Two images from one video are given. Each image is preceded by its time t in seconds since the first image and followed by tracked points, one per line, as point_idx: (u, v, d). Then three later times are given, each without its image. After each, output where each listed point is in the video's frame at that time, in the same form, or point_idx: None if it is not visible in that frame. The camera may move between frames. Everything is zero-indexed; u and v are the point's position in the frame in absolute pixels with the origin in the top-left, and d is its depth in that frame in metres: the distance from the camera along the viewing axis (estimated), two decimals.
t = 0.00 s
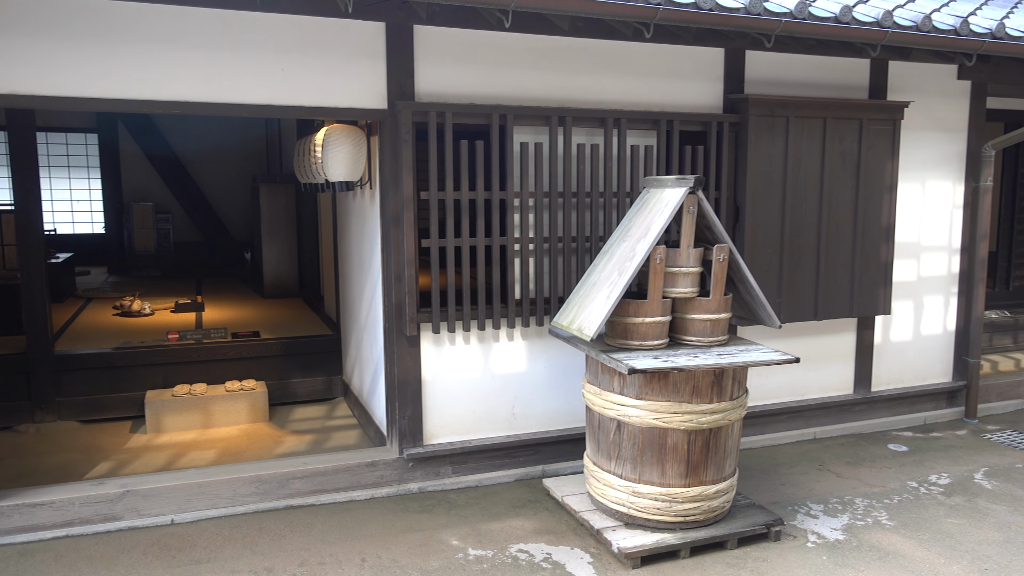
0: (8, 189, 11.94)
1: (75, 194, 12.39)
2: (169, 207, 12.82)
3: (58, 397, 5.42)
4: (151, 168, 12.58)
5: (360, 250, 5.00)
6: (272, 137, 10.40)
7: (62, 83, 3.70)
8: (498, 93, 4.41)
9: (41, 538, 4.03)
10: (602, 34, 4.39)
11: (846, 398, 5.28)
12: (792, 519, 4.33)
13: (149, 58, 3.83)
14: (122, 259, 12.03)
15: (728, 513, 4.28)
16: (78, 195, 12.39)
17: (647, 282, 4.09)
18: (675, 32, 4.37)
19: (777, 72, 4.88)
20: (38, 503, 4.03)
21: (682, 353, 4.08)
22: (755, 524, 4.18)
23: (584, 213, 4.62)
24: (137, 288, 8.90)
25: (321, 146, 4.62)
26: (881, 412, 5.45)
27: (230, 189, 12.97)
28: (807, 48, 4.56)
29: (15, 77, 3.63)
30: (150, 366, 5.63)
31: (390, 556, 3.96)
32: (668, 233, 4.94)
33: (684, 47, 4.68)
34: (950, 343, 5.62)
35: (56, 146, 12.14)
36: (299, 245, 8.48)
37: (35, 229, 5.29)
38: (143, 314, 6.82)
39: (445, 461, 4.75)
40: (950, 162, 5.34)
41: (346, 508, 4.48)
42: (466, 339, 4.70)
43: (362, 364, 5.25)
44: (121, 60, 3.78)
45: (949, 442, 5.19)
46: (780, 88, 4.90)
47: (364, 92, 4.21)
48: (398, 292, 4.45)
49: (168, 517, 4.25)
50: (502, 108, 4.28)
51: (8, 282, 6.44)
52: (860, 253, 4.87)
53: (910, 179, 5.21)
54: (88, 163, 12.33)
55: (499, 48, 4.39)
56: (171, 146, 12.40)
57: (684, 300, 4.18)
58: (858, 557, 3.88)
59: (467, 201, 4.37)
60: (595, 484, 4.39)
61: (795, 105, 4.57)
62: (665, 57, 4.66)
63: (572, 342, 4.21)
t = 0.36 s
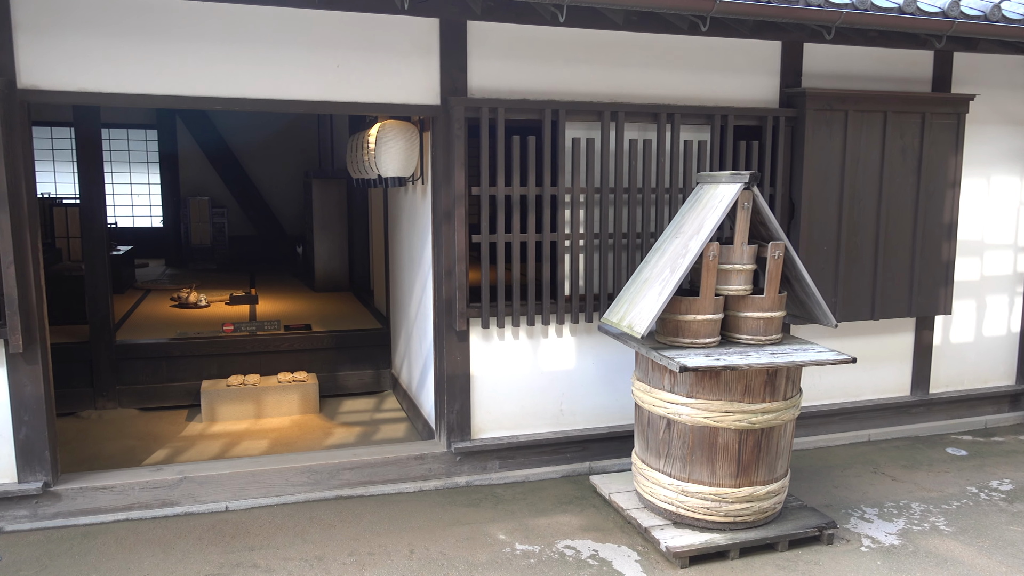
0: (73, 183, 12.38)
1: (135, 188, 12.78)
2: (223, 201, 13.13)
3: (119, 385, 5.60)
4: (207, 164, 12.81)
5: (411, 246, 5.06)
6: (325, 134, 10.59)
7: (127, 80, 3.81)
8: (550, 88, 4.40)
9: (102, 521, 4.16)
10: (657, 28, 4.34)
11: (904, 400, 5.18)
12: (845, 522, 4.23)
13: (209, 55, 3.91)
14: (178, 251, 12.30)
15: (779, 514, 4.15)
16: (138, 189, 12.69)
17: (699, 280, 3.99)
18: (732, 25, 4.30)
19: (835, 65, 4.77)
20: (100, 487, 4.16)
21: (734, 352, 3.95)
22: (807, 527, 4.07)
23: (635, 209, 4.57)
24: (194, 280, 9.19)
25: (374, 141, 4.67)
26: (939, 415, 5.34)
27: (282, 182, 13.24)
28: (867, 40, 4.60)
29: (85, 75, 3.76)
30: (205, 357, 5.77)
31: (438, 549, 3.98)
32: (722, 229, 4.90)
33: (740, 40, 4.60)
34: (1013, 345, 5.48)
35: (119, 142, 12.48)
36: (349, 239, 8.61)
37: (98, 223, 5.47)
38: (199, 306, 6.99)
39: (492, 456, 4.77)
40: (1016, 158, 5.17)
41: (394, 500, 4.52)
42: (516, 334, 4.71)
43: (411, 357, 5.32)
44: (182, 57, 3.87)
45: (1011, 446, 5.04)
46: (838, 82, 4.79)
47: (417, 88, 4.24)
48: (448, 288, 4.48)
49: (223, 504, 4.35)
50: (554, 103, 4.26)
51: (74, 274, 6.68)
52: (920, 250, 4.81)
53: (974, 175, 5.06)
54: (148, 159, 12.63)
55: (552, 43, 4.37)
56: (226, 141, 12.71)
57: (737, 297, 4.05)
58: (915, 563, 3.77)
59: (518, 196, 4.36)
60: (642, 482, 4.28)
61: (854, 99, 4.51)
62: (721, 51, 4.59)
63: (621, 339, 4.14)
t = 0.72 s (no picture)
0: (110, 178, 12.61)
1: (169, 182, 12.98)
2: (255, 196, 13.30)
3: (152, 376, 5.70)
4: (241, 159, 13.00)
5: (441, 242, 5.08)
6: (355, 130, 10.69)
7: (165, 75, 3.86)
8: (583, 84, 4.38)
9: (136, 509, 4.22)
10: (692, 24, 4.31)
11: (940, 402, 5.12)
12: (877, 525, 4.17)
13: (245, 50, 3.95)
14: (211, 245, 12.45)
15: (809, 516, 4.08)
16: (172, 183, 12.86)
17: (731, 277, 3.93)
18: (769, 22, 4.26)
19: (873, 61, 4.70)
20: (134, 476, 4.23)
21: (766, 351, 3.87)
22: (839, 529, 4.00)
23: (667, 207, 4.54)
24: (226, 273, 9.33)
25: (406, 137, 4.69)
26: (975, 418, 5.27)
27: (313, 178, 13.37)
28: (909, 38, 4.52)
29: (125, 70, 3.82)
30: (235, 349, 5.84)
31: (465, 544, 3.99)
32: (755, 228, 4.88)
33: (777, 36, 4.55)
34: None
35: (154, 137, 12.67)
36: (380, 235, 8.70)
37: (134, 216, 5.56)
38: (231, 300, 7.07)
39: (520, 452, 4.77)
40: None
41: (422, 494, 4.54)
42: (545, 330, 4.71)
43: (440, 352, 5.35)
44: (219, 53, 3.92)
45: None
46: (876, 79, 4.72)
47: (450, 84, 4.24)
48: (478, 284, 4.49)
49: (253, 496, 4.39)
50: (586, 100, 4.25)
51: (110, 266, 6.80)
52: (957, 250, 4.78)
53: (1014, 174, 4.99)
54: (182, 154, 12.81)
55: (586, 39, 4.35)
56: (259, 136, 12.88)
57: (770, 296, 3.96)
58: (949, 568, 3.71)
59: (549, 192, 4.36)
60: (670, 481, 4.22)
61: (892, 96, 4.50)
62: (757, 47, 4.55)
63: (651, 337, 4.09)
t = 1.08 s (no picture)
0: (126, 171, 12.69)
1: (185, 175, 13.06)
2: (270, 190, 13.37)
3: (167, 368, 5.74)
4: (256, 153, 13.07)
5: (456, 237, 5.09)
6: (370, 126, 10.73)
7: (182, 69, 3.88)
8: (600, 80, 4.36)
9: (151, 501, 4.26)
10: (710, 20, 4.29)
11: (956, 402, 5.09)
12: (891, 525, 4.14)
13: (262, 44, 3.96)
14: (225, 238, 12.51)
15: (823, 514, 4.05)
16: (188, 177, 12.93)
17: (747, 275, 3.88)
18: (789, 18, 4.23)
19: (892, 58, 4.67)
20: (150, 468, 4.26)
21: (781, 348, 3.83)
22: (853, 529, 3.98)
23: (682, 203, 4.52)
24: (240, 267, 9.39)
25: (422, 132, 4.70)
26: (991, 419, 5.24)
27: (327, 172, 13.41)
28: (929, 34, 4.48)
29: (143, 64, 3.84)
30: (250, 342, 5.88)
31: (477, 539, 4.00)
32: (771, 225, 4.86)
33: (795, 32, 4.52)
34: None
35: (170, 130, 12.75)
36: (394, 230, 8.72)
37: (151, 210, 5.59)
38: (245, 293, 7.11)
39: (532, 447, 4.78)
40: None
41: (434, 488, 4.55)
42: (558, 326, 4.70)
43: (454, 347, 5.36)
44: (235, 47, 3.93)
45: None
46: (895, 75, 4.68)
47: (466, 79, 4.24)
48: (492, 279, 4.49)
49: (267, 488, 4.42)
50: (603, 95, 4.25)
51: (126, 259, 6.85)
52: (975, 249, 4.75)
53: None
54: (198, 147, 12.88)
55: (604, 35, 4.33)
56: (274, 130, 12.94)
57: (785, 294, 3.91)
58: (964, 569, 3.69)
59: (565, 188, 4.36)
60: (683, 478, 4.20)
61: (911, 93, 4.47)
62: (775, 43, 4.52)
63: (665, 334, 4.07)
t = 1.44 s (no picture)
0: (136, 165, 12.73)
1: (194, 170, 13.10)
2: (278, 184, 13.40)
3: (175, 362, 5.76)
4: (264, 148, 13.09)
5: (464, 232, 5.08)
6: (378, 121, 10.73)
7: (193, 63, 3.89)
8: (611, 75, 4.35)
9: (159, 493, 4.27)
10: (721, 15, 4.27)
11: (965, 402, 5.06)
12: (900, 524, 4.12)
13: (272, 39, 3.95)
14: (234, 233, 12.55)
15: (831, 513, 4.03)
16: (197, 172, 12.97)
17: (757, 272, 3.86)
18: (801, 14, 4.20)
19: (905, 55, 4.64)
20: (158, 461, 4.27)
21: (791, 346, 3.81)
22: (861, 528, 3.96)
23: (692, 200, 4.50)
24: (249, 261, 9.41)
25: (431, 127, 4.70)
26: (1001, 419, 5.21)
27: (335, 167, 13.43)
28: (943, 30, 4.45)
29: (153, 57, 3.84)
30: (257, 336, 5.89)
31: (484, 534, 4.00)
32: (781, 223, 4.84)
33: (808, 28, 4.49)
34: None
35: (180, 125, 12.79)
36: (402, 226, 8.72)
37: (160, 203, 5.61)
38: (253, 288, 7.12)
39: (540, 444, 4.77)
40: None
41: (441, 483, 4.55)
42: (566, 322, 4.69)
43: (461, 343, 5.35)
44: (245, 41, 3.93)
45: None
46: (908, 72, 4.65)
47: (476, 74, 4.23)
48: (500, 274, 4.48)
49: (274, 482, 4.42)
50: (613, 91, 4.23)
51: (135, 253, 6.87)
52: (987, 248, 4.72)
53: None
54: (207, 142, 12.90)
55: (614, 30, 4.31)
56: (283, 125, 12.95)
57: (795, 292, 3.89)
58: (973, 569, 3.67)
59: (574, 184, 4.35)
60: (690, 476, 4.18)
61: (924, 90, 4.45)
62: (787, 39, 4.49)
63: (674, 331, 4.05)
